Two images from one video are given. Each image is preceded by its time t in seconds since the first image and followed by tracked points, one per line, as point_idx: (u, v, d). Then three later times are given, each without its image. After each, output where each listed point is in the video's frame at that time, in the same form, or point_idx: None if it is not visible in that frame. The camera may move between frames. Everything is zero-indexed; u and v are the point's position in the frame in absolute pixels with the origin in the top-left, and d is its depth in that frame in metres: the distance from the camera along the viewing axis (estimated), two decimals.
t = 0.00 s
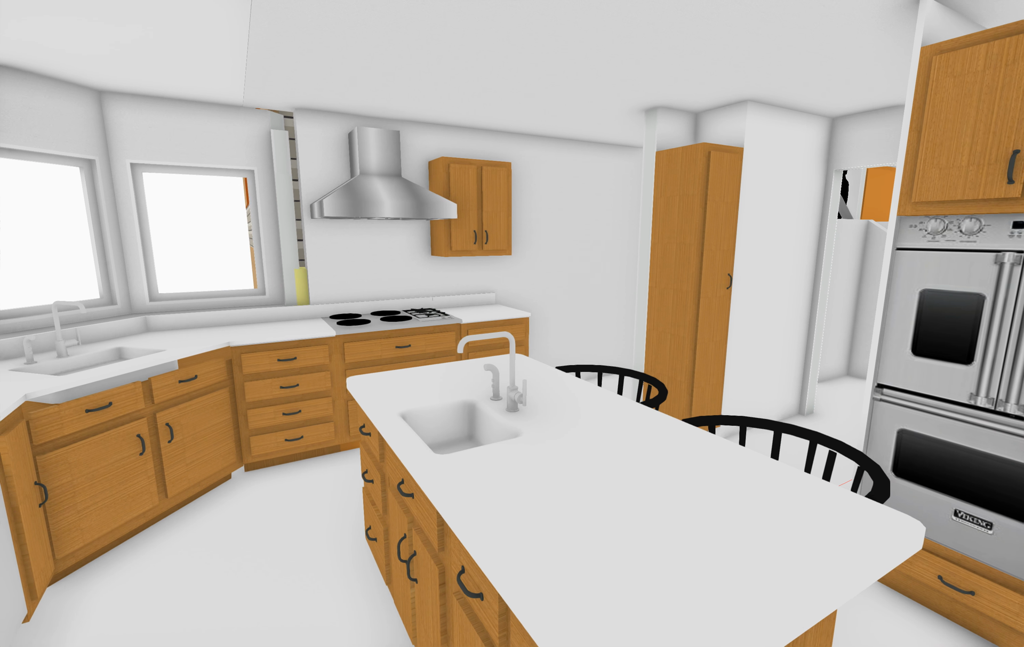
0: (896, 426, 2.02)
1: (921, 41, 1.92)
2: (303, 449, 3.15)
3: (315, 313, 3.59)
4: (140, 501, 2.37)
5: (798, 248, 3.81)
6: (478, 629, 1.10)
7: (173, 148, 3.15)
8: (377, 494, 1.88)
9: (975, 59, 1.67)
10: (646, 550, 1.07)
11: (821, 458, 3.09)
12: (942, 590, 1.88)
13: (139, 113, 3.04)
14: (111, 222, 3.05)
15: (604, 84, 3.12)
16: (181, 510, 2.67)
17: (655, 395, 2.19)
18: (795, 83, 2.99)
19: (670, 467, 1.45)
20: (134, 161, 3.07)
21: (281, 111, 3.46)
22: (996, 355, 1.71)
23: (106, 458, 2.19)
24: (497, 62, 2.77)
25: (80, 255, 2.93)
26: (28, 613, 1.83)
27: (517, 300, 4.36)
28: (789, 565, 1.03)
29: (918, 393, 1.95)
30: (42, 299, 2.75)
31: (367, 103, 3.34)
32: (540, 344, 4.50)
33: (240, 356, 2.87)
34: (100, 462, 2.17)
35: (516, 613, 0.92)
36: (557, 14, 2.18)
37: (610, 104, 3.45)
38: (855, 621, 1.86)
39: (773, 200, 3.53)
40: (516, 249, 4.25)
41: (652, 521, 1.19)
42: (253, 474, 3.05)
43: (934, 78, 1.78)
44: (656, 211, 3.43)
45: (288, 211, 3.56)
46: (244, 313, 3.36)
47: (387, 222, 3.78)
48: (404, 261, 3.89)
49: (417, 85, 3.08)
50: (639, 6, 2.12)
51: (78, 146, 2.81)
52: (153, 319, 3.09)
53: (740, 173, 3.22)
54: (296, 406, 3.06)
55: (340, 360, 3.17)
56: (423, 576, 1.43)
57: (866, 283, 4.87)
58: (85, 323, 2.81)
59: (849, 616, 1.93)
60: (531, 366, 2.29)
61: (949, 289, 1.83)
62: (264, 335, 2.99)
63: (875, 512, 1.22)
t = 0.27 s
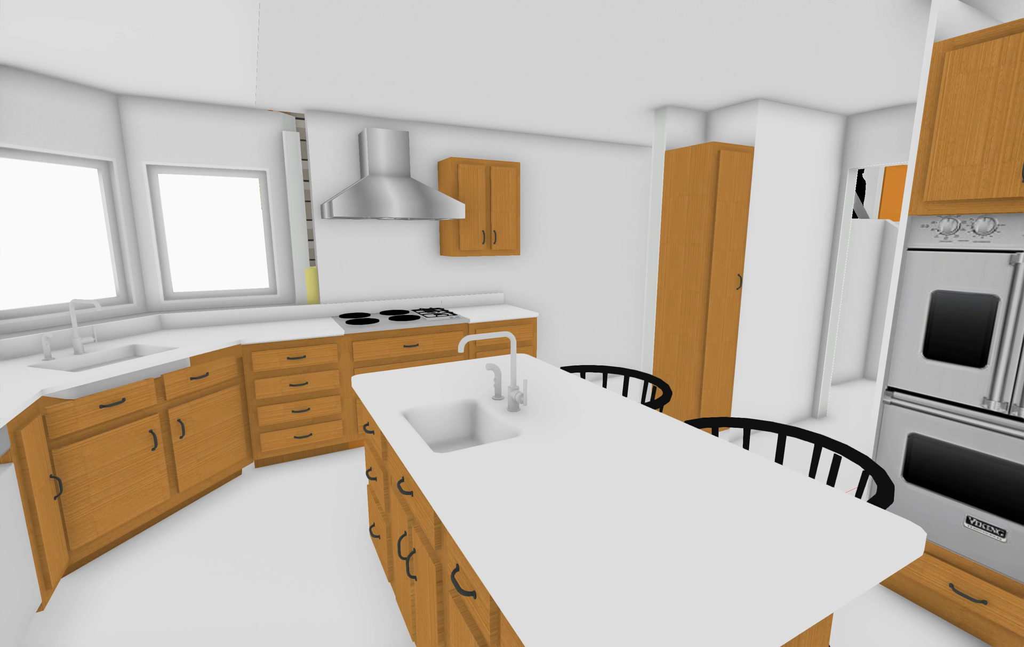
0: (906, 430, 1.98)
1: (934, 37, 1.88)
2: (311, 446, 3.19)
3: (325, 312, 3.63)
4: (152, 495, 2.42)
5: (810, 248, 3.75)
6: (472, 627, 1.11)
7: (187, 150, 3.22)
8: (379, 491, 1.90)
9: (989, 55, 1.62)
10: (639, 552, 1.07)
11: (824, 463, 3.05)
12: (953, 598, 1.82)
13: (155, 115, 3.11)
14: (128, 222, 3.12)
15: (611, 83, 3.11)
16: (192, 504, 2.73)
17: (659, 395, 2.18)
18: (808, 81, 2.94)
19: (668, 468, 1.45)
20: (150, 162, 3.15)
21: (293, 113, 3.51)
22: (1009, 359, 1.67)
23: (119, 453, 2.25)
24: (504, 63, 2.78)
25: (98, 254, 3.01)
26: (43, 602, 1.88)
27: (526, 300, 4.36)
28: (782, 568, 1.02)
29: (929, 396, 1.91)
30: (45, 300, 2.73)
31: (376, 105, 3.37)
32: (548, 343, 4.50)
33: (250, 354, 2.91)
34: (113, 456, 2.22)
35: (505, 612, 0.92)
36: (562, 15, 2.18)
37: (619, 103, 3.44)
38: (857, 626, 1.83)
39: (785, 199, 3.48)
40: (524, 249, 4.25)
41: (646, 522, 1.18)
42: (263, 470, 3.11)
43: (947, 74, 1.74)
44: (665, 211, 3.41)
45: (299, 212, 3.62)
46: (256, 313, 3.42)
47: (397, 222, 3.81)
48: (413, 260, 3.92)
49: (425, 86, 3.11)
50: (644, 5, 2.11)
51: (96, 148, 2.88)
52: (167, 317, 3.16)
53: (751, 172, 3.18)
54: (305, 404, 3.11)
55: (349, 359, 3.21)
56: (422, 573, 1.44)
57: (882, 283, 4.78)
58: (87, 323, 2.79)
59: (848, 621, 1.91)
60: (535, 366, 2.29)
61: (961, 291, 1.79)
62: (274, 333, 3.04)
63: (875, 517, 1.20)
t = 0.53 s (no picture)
0: (917, 434, 1.93)
1: (946, 33, 1.84)
2: (320, 443, 3.23)
3: (335, 311, 3.67)
4: (164, 489, 2.48)
5: (823, 248, 3.69)
6: (466, 626, 1.12)
7: (202, 151, 3.29)
8: (382, 489, 1.92)
9: (1004, 50, 1.58)
10: (631, 552, 1.07)
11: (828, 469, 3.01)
12: (965, 607, 1.79)
13: (171, 117, 3.18)
14: (143, 222, 3.19)
15: (620, 83, 3.10)
16: (203, 499, 2.79)
17: (663, 396, 2.16)
18: (820, 79, 2.90)
19: (667, 469, 1.44)
20: (166, 164, 3.22)
21: (304, 114, 3.56)
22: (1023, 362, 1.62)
23: (132, 448, 2.30)
24: (511, 64, 2.79)
25: (114, 254, 3.08)
26: (58, 592, 1.94)
27: (535, 300, 4.36)
28: (776, 571, 1.02)
29: (941, 400, 1.87)
30: (47, 300, 2.72)
31: (386, 106, 3.40)
32: (557, 343, 4.49)
33: (261, 352, 2.96)
34: (126, 451, 2.28)
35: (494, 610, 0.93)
36: (568, 15, 2.18)
37: (628, 103, 3.42)
38: (863, 632, 1.81)
39: (797, 198, 3.43)
40: (533, 249, 4.25)
41: (641, 522, 1.18)
42: (273, 467, 3.16)
43: (960, 71, 1.70)
44: (674, 211, 3.38)
45: (310, 212, 3.66)
46: (267, 312, 3.48)
47: (406, 222, 3.83)
48: (422, 260, 3.94)
49: (433, 87, 3.13)
50: (650, 5, 2.10)
51: (113, 150, 2.95)
52: (181, 316, 3.23)
53: (761, 171, 3.14)
54: (314, 401, 3.15)
55: (358, 358, 3.24)
56: (420, 572, 1.45)
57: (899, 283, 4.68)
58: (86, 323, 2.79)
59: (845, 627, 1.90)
60: (539, 366, 2.29)
61: (974, 293, 1.74)
62: (284, 332, 3.08)
63: (876, 522, 1.18)
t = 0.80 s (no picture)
0: (928, 439, 1.89)
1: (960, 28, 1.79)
2: (329, 441, 3.27)
3: (344, 310, 3.71)
4: (176, 484, 2.53)
5: (837, 248, 3.62)
6: (460, 624, 1.13)
7: (215, 153, 3.34)
8: (385, 487, 1.93)
9: (1019, 45, 1.54)
10: (625, 553, 1.06)
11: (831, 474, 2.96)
12: (976, 616, 1.74)
13: (186, 119, 3.24)
14: (159, 223, 3.26)
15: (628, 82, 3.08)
16: (214, 494, 2.84)
17: (668, 397, 2.15)
18: (832, 76, 2.85)
19: (666, 470, 1.43)
20: (180, 165, 3.28)
21: (316, 116, 3.61)
22: None
23: (145, 443, 2.35)
24: (519, 65, 2.79)
25: (131, 254, 3.15)
26: (71, 583, 1.99)
27: (544, 300, 4.36)
28: (771, 575, 1.00)
29: (953, 404, 1.82)
30: (49, 300, 2.72)
31: (395, 107, 3.43)
32: (566, 344, 4.48)
33: (271, 350, 3.01)
34: (138, 446, 2.33)
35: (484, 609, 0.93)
36: (574, 15, 2.17)
37: (637, 102, 3.40)
38: (869, 639, 1.78)
39: (810, 198, 3.38)
40: (542, 249, 4.25)
41: (637, 523, 1.17)
42: (283, 463, 3.20)
43: (974, 67, 1.66)
44: (684, 211, 3.35)
45: (321, 212, 3.70)
46: (278, 310, 3.53)
47: (415, 222, 3.86)
48: (431, 260, 3.96)
49: (442, 88, 3.14)
50: (656, 4, 2.09)
51: (130, 152, 3.02)
52: (194, 314, 3.29)
53: (772, 170, 3.09)
54: (323, 399, 3.18)
55: (366, 356, 3.27)
56: (419, 570, 1.46)
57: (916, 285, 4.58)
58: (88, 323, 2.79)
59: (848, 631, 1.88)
60: (543, 365, 2.29)
61: (987, 294, 1.70)
62: (294, 331, 3.12)
63: (876, 528, 1.16)
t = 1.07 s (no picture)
0: (939, 444, 1.85)
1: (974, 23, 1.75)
2: (337, 438, 3.31)
3: (354, 309, 3.75)
4: (187, 479, 2.58)
5: (851, 249, 3.56)
6: (454, 622, 1.14)
7: (228, 154, 3.41)
8: (389, 485, 1.95)
9: None
10: (618, 554, 1.06)
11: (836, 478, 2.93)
12: (988, 626, 1.71)
13: (201, 122, 3.31)
14: (173, 223, 3.33)
15: (637, 82, 3.06)
16: (225, 489, 2.89)
17: (672, 399, 2.13)
18: (845, 74, 2.80)
19: (665, 471, 1.43)
20: (195, 166, 3.35)
21: (327, 117, 3.65)
22: None
23: (157, 438, 2.41)
24: (526, 65, 2.79)
25: (146, 253, 3.23)
26: (85, 574, 2.04)
27: (552, 300, 4.35)
28: (765, 578, 1.00)
29: (965, 408, 1.78)
30: (50, 301, 2.72)
31: (404, 108, 3.45)
32: (575, 344, 4.47)
33: (281, 349, 3.05)
34: (151, 441, 2.38)
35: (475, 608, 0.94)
36: (580, 15, 2.16)
37: (646, 101, 3.38)
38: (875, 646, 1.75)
39: (822, 197, 3.32)
40: (551, 249, 4.25)
41: (632, 524, 1.17)
42: (292, 460, 3.25)
43: (987, 63, 1.62)
44: (693, 211, 3.32)
45: (331, 212, 3.75)
46: (289, 309, 3.58)
47: (424, 222, 3.88)
48: (440, 260, 3.98)
49: (450, 89, 3.16)
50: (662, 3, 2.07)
51: (145, 154, 3.09)
52: (208, 313, 3.35)
53: (783, 169, 3.05)
54: (332, 397, 3.22)
55: (374, 355, 3.30)
56: (418, 568, 1.47)
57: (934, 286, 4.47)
58: (88, 323, 2.79)
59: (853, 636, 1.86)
60: (548, 365, 2.30)
61: (1001, 296, 1.66)
62: (303, 329, 3.16)
63: (876, 533, 1.14)
